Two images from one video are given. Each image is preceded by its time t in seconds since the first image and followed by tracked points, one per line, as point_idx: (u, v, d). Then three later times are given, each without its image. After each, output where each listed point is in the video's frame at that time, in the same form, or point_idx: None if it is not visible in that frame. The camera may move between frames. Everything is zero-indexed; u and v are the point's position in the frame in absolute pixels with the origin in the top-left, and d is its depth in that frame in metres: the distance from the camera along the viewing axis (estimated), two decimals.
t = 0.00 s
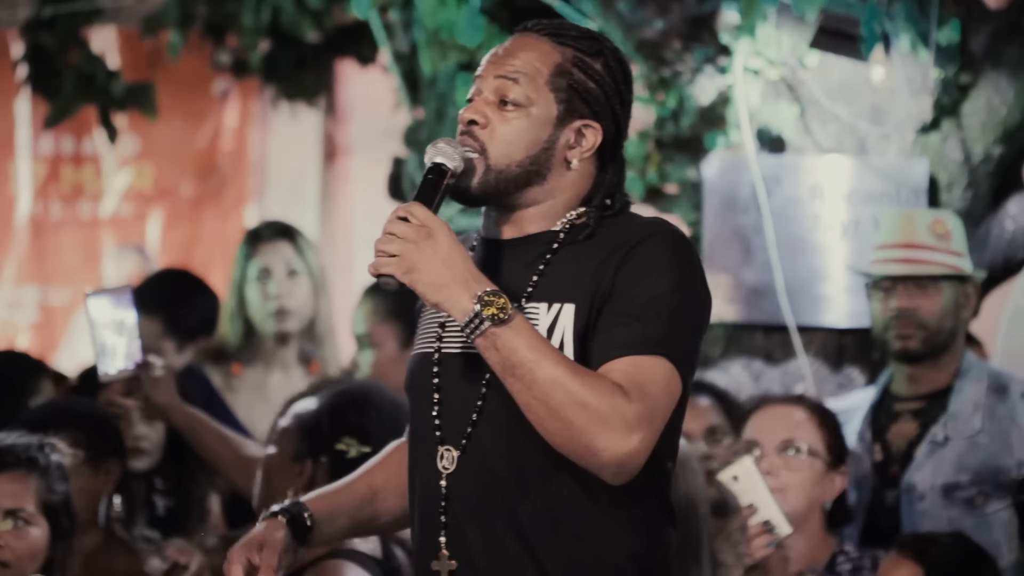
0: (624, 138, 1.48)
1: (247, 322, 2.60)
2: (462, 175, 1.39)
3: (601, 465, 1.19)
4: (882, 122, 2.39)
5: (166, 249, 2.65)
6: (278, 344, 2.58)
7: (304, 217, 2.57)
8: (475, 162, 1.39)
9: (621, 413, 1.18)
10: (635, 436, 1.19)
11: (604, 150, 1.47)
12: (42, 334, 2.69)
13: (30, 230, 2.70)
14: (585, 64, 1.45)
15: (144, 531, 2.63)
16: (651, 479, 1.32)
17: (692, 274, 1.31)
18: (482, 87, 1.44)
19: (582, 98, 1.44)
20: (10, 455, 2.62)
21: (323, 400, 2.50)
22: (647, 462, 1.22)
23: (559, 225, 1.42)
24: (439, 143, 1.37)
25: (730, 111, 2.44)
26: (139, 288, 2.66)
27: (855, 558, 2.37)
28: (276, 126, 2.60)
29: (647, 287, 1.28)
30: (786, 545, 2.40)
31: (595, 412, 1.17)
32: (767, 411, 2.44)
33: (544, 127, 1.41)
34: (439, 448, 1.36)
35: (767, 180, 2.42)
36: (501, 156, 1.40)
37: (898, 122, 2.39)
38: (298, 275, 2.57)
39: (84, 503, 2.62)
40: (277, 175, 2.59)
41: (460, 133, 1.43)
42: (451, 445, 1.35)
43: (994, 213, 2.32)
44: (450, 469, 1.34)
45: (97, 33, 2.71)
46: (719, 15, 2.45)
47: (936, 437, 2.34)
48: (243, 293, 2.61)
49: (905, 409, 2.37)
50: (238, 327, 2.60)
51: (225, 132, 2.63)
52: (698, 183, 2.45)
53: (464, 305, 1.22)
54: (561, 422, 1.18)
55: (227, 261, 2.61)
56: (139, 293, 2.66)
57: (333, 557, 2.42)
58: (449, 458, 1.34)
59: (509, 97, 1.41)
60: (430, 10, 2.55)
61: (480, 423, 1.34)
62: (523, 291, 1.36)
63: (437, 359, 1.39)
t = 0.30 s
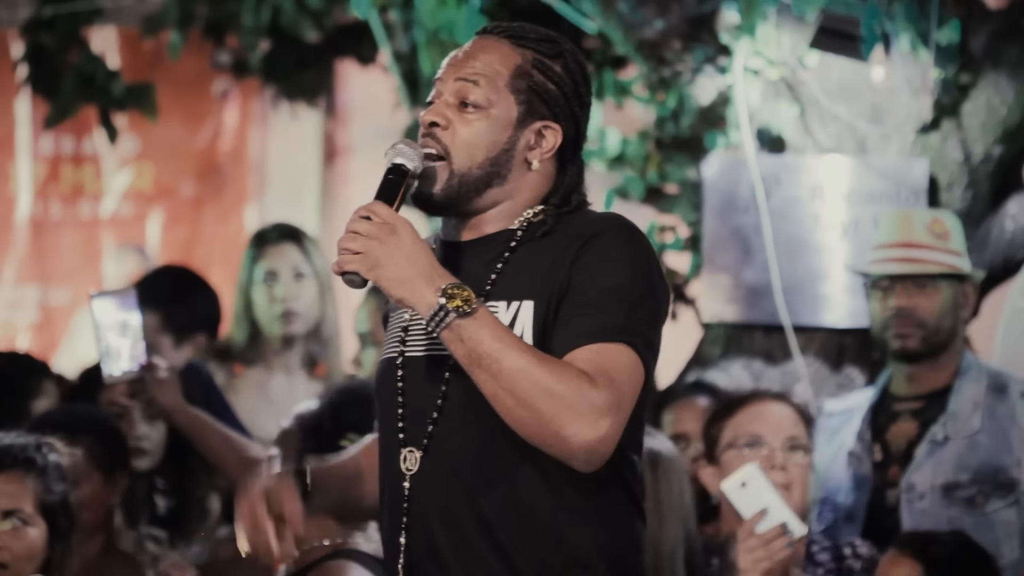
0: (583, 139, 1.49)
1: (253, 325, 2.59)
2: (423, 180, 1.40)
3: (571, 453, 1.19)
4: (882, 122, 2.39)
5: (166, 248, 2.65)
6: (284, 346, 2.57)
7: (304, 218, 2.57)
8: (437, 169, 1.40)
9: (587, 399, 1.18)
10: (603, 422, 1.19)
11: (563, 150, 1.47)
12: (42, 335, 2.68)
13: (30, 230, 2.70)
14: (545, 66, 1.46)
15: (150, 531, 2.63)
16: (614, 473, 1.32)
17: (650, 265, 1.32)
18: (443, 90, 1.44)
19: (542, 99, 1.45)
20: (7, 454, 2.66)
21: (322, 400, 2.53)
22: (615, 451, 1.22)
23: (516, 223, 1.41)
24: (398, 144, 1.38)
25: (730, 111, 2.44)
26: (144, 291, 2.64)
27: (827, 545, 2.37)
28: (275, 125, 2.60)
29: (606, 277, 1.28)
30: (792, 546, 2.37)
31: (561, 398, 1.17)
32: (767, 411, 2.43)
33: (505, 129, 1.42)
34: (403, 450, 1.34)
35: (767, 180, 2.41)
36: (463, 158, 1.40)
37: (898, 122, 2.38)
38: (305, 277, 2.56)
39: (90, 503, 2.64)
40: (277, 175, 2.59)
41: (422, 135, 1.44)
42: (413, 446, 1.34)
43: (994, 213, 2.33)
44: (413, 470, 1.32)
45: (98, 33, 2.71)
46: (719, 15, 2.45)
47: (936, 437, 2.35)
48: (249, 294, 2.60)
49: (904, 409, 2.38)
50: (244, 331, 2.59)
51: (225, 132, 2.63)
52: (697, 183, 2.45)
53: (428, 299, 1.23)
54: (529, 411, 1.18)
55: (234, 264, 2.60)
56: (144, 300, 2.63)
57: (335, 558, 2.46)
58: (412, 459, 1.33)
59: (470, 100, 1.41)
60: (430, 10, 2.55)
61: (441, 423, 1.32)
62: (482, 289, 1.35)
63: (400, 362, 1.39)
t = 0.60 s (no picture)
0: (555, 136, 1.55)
1: (259, 323, 2.58)
2: (404, 187, 1.42)
3: (571, 365, 1.22)
4: (882, 122, 2.40)
5: (166, 248, 2.65)
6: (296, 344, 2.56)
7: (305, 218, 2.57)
8: (417, 174, 1.42)
9: (577, 310, 1.24)
10: (598, 336, 1.24)
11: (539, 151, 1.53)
12: (42, 334, 2.68)
13: (30, 230, 2.70)
14: (518, 71, 1.50)
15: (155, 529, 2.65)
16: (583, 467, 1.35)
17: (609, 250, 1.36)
18: (418, 100, 1.45)
19: (519, 105, 1.49)
20: (6, 455, 2.57)
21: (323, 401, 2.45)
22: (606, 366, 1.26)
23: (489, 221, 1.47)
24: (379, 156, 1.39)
25: (730, 111, 2.44)
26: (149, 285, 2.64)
27: (837, 546, 2.38)
28: (276, 125, 2.60)
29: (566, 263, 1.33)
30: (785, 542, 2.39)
31: (553, 309, 1.22)
32: (771, 412, 2.43)
33: (485, 137, 1.45)
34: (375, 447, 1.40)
35: (767, 180, 2.42)
36: (444, 167, 1.43)
37: (898, 122, 2.39)
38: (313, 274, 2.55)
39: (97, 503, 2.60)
40: (277, 175, 2.59)
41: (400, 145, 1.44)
42: (384, 442, 1.39)
43: (995, 214, 2.33)
44: (383, 465, 1.38)
45: (97, 33, 2.71)
46: (719, 14, 2.45)
47: (936, 437, 2.36)
48: (257, 293, 2.58)
49: (905, 408, 2.38)
50: (252, 326, 2.59)
51: (225, 132, 2.63)
52: (698, 183, 2.45)
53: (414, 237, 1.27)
54: (530, 327, 1.21)
55: (236, 263, 2.60)
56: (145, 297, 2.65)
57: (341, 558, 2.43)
58: (383, 455, 1.38)
59: (449, 110, 1.44)
60: (430, 10, 2.55)
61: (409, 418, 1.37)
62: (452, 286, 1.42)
63: (374, 359, 1.44)
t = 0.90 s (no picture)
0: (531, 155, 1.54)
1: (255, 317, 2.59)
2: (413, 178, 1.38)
3: (596, 129, 1.22)
4: (882, 122, 2.39)
5: (165, 249, 2.64)
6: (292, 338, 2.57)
7: (305, 217, 2.57)
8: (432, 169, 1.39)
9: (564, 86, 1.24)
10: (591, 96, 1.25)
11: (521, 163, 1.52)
12: (42, 334, 2.67)
13: (30, 230, 2.70)
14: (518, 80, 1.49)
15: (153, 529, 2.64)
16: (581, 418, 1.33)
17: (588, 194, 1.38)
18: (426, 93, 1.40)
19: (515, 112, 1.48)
20: (9, 455, 2.67)
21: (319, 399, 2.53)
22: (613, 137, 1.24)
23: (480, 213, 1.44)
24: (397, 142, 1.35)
25: (730, 111, 2.44)
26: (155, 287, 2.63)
27: (865, 553, 2.37)
28: (275, 125, 2.60)
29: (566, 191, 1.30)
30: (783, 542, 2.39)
31: (553, 95, 1.22)
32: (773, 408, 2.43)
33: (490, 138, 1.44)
34: (370, 432, 1.36)
35: (767, 180, 2.41)
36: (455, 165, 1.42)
37: (898, 122, 2.39)
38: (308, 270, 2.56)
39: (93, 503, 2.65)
40: (277, 175, 2.59)
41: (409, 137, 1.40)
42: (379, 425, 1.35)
43: (994, 213, 2.33)
44: (381, 450, 1.33)
45: (97, 33, 2.70)
46: (719, 15, 2.45)
47: (935, 437, 2.35)
48: (252, 290, 2.59)
49: (904, 408, 2.37)
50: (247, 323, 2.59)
51: (225, 132, 2.63)
52: (697, 183, 2.45)
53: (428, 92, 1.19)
54: (555, 130, 1.20)
55: (235, 260, 2.60)
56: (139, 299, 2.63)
57: (330, 559, 2.53)
58: (379, 438, 1.34)
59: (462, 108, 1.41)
60: (430, 10, 2.55)
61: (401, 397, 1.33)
62: (439, 266, 1.38)
63: (350, 349, 1.41)
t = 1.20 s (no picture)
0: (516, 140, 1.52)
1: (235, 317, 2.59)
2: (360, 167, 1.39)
3: (728, 308, 1.20)
4: (882, 122, 2.40)
5: (165, 249, 2.64)
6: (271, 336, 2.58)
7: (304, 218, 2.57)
8: (375, 156, 1.39)
9: (688, 260, 1.22)
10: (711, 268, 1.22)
11: (499, 147, 1.49)
12: (43, 335, 2.67)
13: (30, 230, 2.69)
14: (483, 63, 1.48)
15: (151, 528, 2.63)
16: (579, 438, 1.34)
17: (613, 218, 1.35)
18: (379, 89, 1.44)
19: (482, 95, 1.47)
20: (10, 454, 2.65)
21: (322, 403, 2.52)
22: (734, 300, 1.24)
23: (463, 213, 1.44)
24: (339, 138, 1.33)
25: (730, 111, 2.44)
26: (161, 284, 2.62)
27: (850, 555, 2.38)
28: (275, 125, 2.60)
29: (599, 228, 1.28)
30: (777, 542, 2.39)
31: (683, 273, 1.20)
32: (769, 409, 2.43)
33: (444, 124, 1.42)
34: (358, 440, 1.34)
35: (767, 180, 2.41)
36: (403, 150, 1.40)
37: (898, 122, 2.39)
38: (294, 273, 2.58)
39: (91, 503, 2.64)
40: (277, 176, 2.59)
41: (362, 132, 1.43)
42: (369, 435, 1.33)
43: (994, 213, 2.32)
44: (370, 460, 1.32)
45: (98, 33, 2.70)
46: (719, 15, 2.45)
47: (934, 437, 2.35)
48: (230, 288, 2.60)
49: (903, 408, 2.38)
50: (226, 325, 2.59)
51: (225, 132, 2.62)
52: (697, 183, 2.45)
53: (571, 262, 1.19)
54: (681, 319, 1.18)
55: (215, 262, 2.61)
56: (142, 299, 2.63)
57: (327, 557, 2.53)
58: (369, 447, 1.33)
59: (409, 96, 1.42)
60: (430, 10, 2.56)
61: (394, 407, 1.32)
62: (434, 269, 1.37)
63: (345, 355, 1.39)
